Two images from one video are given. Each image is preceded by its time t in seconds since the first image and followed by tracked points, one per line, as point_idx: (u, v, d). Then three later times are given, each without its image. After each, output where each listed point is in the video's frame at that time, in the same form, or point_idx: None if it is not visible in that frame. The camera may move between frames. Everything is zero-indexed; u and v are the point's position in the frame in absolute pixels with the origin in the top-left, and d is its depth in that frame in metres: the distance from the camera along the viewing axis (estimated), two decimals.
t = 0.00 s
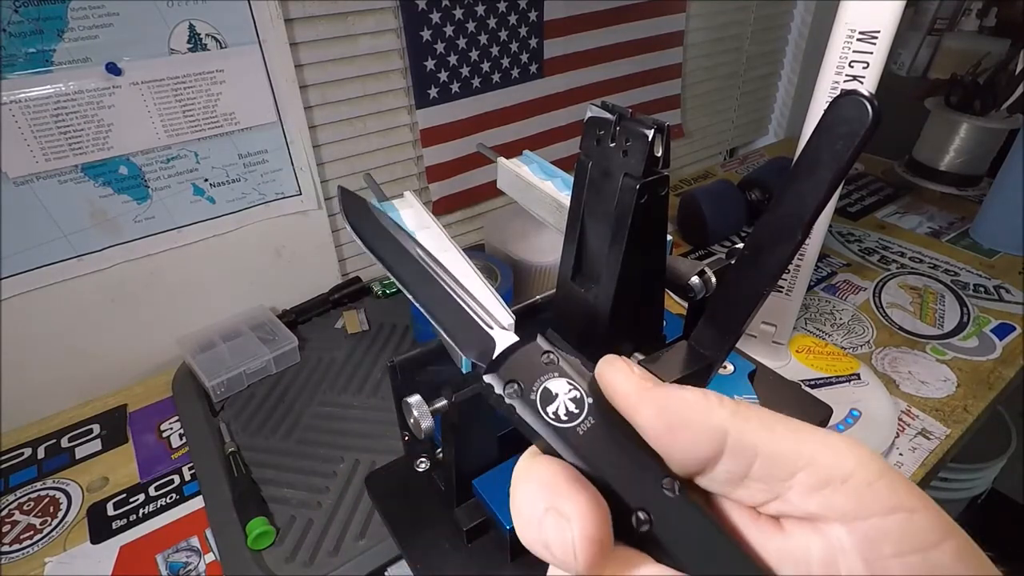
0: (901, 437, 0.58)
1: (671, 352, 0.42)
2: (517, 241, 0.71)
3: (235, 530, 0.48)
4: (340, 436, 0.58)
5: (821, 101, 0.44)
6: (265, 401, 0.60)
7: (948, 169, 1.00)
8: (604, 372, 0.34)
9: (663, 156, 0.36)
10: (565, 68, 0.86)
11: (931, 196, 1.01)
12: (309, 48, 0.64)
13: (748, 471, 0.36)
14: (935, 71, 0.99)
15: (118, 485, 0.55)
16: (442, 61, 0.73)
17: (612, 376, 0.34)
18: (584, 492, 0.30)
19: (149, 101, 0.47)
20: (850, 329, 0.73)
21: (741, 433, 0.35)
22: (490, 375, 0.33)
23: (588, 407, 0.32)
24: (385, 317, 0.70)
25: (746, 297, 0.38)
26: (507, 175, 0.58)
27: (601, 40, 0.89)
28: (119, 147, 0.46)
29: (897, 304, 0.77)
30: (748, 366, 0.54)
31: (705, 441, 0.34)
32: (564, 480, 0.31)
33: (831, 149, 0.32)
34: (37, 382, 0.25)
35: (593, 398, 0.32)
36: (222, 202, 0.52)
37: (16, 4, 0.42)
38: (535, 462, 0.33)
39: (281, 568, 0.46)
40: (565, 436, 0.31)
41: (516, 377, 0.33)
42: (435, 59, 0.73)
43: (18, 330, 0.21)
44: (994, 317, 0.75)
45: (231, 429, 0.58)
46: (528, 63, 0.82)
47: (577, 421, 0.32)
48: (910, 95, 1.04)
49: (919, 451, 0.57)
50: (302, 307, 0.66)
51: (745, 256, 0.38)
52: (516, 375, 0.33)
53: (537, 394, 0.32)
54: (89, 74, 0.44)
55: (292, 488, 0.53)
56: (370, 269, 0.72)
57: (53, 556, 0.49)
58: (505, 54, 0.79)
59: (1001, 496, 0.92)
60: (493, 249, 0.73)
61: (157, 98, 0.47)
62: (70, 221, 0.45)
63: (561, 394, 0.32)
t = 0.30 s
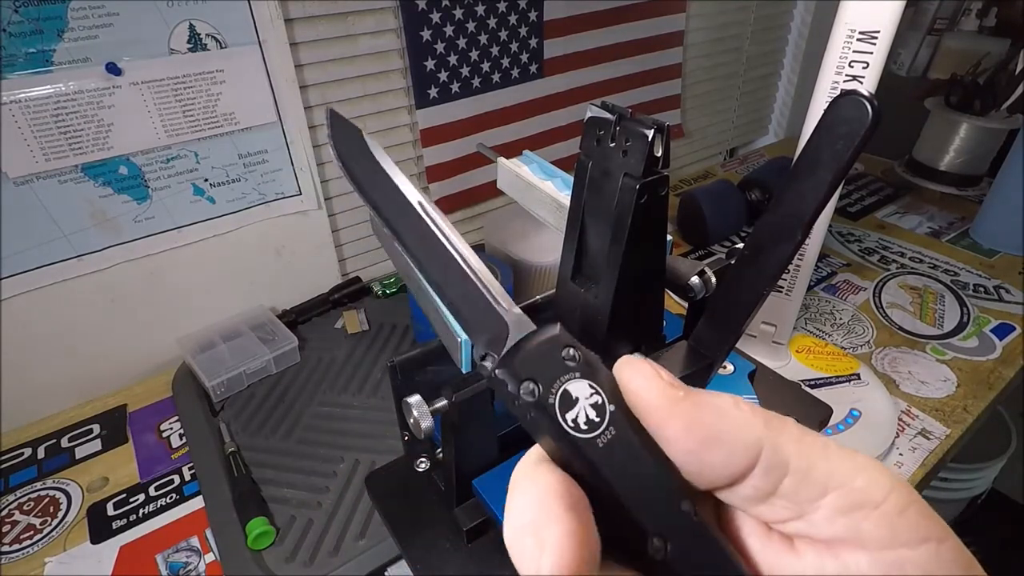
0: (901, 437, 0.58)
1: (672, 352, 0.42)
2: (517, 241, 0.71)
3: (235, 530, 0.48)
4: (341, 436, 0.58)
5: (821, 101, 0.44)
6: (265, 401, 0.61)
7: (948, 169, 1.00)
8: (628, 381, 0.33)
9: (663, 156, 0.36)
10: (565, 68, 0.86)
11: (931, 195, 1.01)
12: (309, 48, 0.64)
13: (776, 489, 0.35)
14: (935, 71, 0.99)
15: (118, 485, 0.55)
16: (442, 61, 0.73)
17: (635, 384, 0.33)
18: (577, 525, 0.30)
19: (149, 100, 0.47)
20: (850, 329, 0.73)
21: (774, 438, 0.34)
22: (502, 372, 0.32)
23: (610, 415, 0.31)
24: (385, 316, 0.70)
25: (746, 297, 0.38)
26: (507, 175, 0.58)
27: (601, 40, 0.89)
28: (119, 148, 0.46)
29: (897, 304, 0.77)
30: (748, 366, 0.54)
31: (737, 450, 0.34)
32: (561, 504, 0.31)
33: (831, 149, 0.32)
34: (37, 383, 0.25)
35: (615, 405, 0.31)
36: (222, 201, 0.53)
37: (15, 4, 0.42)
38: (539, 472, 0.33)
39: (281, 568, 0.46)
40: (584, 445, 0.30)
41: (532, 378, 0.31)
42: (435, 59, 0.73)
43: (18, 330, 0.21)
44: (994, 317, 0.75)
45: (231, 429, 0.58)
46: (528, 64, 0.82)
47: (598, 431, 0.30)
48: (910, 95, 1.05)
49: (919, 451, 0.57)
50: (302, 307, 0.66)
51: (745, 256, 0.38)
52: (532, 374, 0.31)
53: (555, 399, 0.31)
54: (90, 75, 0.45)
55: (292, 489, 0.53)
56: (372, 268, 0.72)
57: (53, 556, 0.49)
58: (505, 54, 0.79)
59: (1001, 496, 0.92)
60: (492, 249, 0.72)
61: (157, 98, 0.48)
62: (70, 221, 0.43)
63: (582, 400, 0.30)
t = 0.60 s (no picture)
0: (901, 437, 0.58)
1: (672, 352, 0.42)
2: (517, 241, 0.71)
3: (236, 530, 0.48)
4: (341, 436, 0.58)
5: (821, 101, 0.44)
6: (264, 402, 0.61)
7: (948, 169, 1.00)
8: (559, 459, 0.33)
9: (663, 156, 0.36)
10: (565, 69, 0.86)
11: (931, 195, 1.01)
12: (309, 48, 0.64)
13: None
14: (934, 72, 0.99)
15: (119, 485, 0.56)
16: (442, 61, 0.73)
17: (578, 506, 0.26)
18: (529, 558, 0.31)
19: (150, 101, 0.48)
20: (850, 329, 0.73)
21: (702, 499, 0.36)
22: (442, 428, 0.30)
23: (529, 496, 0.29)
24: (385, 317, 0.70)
25: (746, 296, 0.38)
26: (507, 175, 0.58)
27: (601, 40, 0.89)
28: (119, 148, 0.46)
29: (897, 304, 0.77)
30: (748, 366, 0.54)
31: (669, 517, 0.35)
32: (515, 538, 0.31)
33: (831, 149, 0.32)
34: (37, 383, 0.25)
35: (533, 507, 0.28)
36: (222, 201, 0.53)
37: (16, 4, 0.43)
38: (494, 498, 0.33)
39: (281, 568, 0.46)
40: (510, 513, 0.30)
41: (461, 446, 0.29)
42: (435, 59, 0.73)
43: (18, 332, 0.21)
44: (994, 318, 0.75)
45: (231, 429, 0.58)
46: (528, 64, 0.82)
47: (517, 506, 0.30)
48: (909, 95, 1.05)
49: (919, 451, 0.57)
50: (301, 307, 0.66)
51: (745, 256, 0.38)
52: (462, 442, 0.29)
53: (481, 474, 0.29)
54: (89, 75, 0.44)
55: (292, 489, 0.53)
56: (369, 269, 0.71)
57: (53, 556, 0.49)
58: (505, 55, 0.79)
59: (1001, 496, 0.92)
60: (493, 249, 0.73)
61: (157, 98, 0.48)
62: (70, 221, 0.42)
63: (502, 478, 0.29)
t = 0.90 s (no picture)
0: (901, 437, 0.58)
1: (672, 352, 0.42)
2: (517, 241, 0.71)
3: (236, 530, 0.48)
4: (340, 436, 0.58)
5: (821, 101, 0.44)
6: (264, 403, 0.60)
7: (948, 169, 1.00)
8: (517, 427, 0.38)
9: (663, 156, 0.36)
10: (565, 68, 0.86)
11: (931, 196, 1.01)
12: (309, 48, 0.64)
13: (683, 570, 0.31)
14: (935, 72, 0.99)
15: (119, 484, 0.55)
16: (442, 61, 0.73)
17: None
18: None
19: (149, 101, 0.49)
20: (851, 329, 0.73)
21: (696, 481, 0.36)
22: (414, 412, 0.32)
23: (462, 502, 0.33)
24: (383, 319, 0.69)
25: (747, 296, 0.38)
26: (507, 175, 0.58)
27: (601, 40, 0.89)
28: (118, 148, 0.48)
29: (897, 304, 0.77)
30: (748, 366, 0.54)
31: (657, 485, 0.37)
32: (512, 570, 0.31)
33: (831, 149, 0.32)
34: (37, 384, 0.25)
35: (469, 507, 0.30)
36: (221, 201, 0.55)
37: (15, 4, 0.43)
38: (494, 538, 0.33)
39: (281, 568, 0.46)
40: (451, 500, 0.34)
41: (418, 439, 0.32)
42: (435, 59, 0.73)
43: (19, 332, 0.21)
44: (994, 318, 0.75)
45: (231, 429, 0.58)
46: (528, 63, 0.82)
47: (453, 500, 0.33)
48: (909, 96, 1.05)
49: (919, 451, 0.57)
50: (301, 307, 0.68)
51: (745, 256, 0.38)
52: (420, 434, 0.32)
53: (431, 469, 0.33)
54: (90, 75, 0.46)
55: (292, 489, 0.53)
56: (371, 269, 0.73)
57: (53, 556, 0.49)
58: (505, 54, 0.79)
59: (1002, 497, 0.91)
60: (493, 249, 0.73)
61: (157, 98, 0.50)
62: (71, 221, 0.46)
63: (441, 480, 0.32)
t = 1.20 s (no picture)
0: (901, 437, 0.58)
1: (672, 352, 0.42)
2: (517, 241, 0.71)
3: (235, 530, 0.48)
4: (340, 436, 0.58)
5: (821, 101, 0.44)
6: (264, 403, 0.60)
7: (948, 169, 1.00)
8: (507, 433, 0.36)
9: (663, 156, 0.36)
10: (565, 68, 0.86)
11: (931, 195, 1.01)
12: (309, 48, 0.64)
13: None
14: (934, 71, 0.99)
15: (119, 484, 0.55)
16: (442, 61, 0.73)
17: None
18: None
19: (149, 100, 0.50)
20: (851, 329, 0.73)
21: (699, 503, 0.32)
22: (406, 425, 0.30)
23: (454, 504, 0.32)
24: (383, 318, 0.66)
25: (747, 295, 0.38)
26: (507, 175, 0.58)
27: (601, 40, 0.89)
28: (118, 147, 0.48)
29: (897, 304, 0.77)
30: (748, 367, 0.54)
31: (660, 500, 0.35)
32: None
33: (831, 149, 0.32)
34: (37, 383, 0.25)
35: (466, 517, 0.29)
36: (221, 201, 0.55)
37: (16, 4, 0.44)
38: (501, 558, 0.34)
39: (281, 568, 0.46)
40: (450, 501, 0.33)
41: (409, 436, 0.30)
42: (435, 59, 0.73)
43: (19, 332, 0.21)
44: (995, 318, 0.75)
45: (231, 429, 0.58)
46: (528, 64, 0.82)
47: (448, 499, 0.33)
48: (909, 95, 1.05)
49: (919, 451, 0.57)
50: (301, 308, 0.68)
51: (745, 256, 0.38)
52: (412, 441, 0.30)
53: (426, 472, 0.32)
54: (90, 74, 0.47)
55: (292, 489, 0.53)
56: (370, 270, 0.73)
57: (53, 556, 0.49)
58: (505, 54, 0.79)
59: (1002, 497, 0.91)
60: (493, 249, 0.73)
61: (157, 98, 0.50)
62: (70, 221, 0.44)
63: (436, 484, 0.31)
